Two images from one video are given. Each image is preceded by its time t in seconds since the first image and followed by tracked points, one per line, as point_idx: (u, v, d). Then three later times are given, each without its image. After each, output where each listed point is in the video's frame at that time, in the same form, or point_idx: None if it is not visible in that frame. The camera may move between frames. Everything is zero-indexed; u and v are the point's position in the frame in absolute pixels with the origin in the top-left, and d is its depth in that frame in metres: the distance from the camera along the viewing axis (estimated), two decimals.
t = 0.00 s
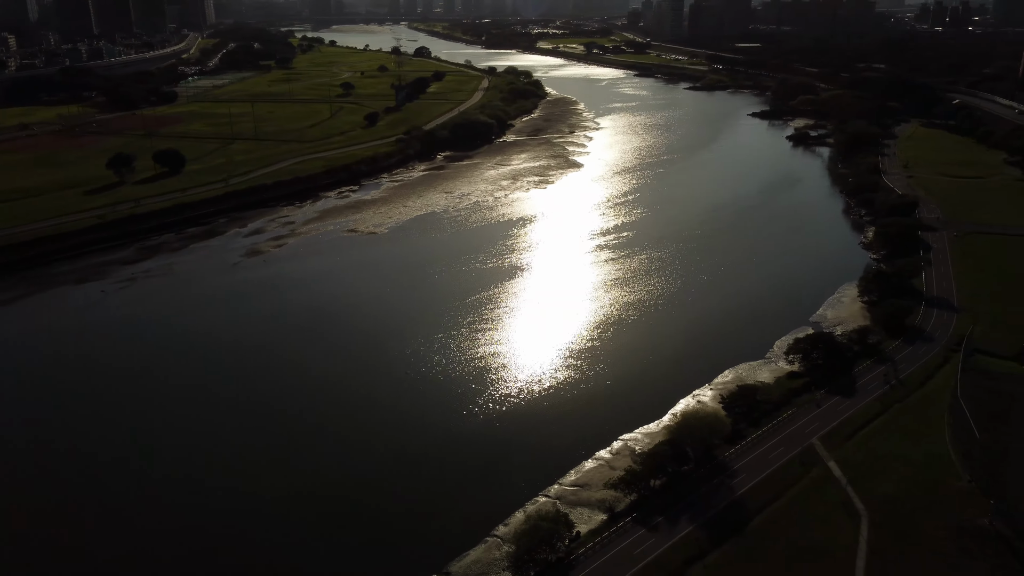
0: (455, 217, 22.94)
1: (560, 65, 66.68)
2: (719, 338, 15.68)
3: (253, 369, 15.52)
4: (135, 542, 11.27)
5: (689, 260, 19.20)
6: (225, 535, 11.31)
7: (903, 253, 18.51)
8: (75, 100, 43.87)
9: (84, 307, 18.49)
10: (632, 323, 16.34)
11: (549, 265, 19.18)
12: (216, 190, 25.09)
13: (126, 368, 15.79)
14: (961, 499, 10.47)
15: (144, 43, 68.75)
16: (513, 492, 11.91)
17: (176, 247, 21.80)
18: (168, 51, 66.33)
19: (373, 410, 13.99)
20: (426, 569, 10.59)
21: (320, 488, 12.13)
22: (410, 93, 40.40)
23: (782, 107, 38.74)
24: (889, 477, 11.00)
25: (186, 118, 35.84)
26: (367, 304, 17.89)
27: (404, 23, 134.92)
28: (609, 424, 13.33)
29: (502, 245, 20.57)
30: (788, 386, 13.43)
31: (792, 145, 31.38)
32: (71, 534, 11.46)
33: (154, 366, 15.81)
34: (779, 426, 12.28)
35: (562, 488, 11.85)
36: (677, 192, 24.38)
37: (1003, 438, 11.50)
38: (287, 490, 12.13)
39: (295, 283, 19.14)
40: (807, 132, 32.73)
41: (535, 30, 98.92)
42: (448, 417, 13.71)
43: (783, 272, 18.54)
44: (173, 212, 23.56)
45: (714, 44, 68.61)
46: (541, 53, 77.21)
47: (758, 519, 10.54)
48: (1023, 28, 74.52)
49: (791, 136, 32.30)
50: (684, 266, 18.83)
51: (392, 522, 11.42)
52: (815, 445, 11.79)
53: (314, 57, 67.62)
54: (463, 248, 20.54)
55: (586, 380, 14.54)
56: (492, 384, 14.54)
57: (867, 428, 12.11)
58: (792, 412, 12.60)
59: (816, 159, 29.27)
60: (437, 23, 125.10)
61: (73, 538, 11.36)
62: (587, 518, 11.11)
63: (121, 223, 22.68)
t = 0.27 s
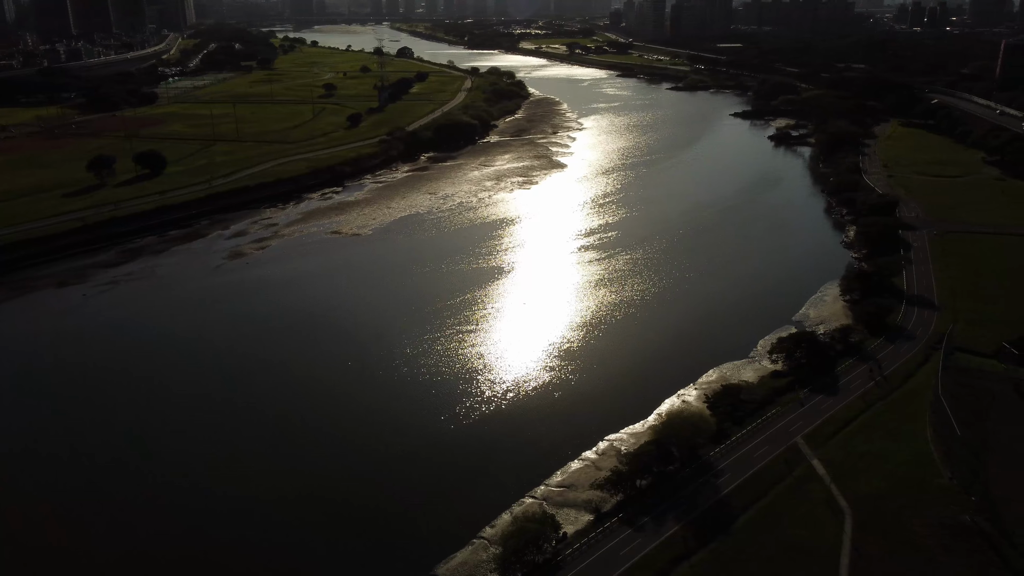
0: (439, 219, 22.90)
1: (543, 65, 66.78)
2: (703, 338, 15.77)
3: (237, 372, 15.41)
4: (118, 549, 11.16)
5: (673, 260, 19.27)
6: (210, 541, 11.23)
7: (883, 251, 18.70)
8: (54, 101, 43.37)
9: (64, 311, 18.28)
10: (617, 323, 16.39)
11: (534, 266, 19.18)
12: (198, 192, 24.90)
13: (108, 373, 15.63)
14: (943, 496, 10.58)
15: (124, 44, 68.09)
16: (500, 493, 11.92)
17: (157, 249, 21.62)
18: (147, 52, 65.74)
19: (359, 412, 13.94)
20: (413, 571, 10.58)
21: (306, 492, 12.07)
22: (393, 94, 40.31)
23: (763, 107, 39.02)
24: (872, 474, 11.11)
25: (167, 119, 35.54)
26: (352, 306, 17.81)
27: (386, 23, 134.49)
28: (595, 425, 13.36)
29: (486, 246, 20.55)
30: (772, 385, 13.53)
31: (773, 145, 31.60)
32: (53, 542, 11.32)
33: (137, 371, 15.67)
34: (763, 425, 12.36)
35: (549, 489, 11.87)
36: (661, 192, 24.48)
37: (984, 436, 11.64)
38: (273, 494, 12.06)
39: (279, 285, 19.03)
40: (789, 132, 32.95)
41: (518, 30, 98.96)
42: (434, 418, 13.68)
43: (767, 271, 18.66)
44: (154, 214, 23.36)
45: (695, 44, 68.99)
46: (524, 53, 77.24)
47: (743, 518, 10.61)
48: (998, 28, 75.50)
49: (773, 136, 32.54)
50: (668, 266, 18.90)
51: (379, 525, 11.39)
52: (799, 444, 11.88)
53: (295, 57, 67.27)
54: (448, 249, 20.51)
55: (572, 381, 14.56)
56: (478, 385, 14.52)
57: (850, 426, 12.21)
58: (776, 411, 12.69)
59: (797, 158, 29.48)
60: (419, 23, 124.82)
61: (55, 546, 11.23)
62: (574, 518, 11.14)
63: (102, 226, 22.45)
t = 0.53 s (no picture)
0: (435, 220, 22.88)
1: (539, 65, 66.80)
2: (699, 338, 15.78)
3: (233, 374, 15.38)
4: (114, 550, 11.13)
5: (669, 260, 19.27)
6: (206, 542, 11.21)
7: (879, 251, 18.73)
8: (48, 102, 43.26)
9: (60, 312, 18.23)
10: (613, 324, 16.39)
11: (531, 267, 19.18)
12: (194, 193, 24.85)
13: (104, 374, 15.59)
14: (939, 496, 10.61)
15: (119, 44, 67.94)
16: (497, 494, 11.91)
17: (153, 251, 21.58)
18: (143, 52, 65.60)
19: (356, 414, 13.92)
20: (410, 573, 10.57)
21: (303, 493, 12.05)
22: (389, 94, 40.28)
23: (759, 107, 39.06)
24: (868, 475, 11.13)
25: (162, 120, 35.47)
26: (349, 307, 17.78)
27: (382, 23, 134.38)
28: (592, 426, 13.35)
29: (482, 247, 20.54)
30: (768, 386, 13.54)
31: (770, 145, 31.62)
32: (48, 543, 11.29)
33: (133, 372, 15.63)
34: (760, 426, 12.38)
35: (546, 490, 11.87)
36: (657, 193, 24.49)
37: (979, 436, 11.68)
38: (270, 495, 12.05)
39: (275, 286, 19.01)
40: (784, 132, 32.99)
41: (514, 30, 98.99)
42: (431, 420, 13.67)
43: (763, 272, 18.68)
44: (150, 215, 23.31)
45: (691, 44, 69.05)
46: (520, 53, 77.17)
47: (740, 518, 10.62)
48: (992, 29, 75.76)
49: (769, 136, 32.58)
50: (665, 267, 18.90)
51: (376, 526, 11.38)
52: (795, 445, 11.90)
53: (291, 57, 67.20)
54: (444, 250, 20.50)
55: (568, 382, 14.55)
56: (475, 387, 14.51)
57: (846, 427, 12.23)
58: (773, 412, 12.70)
59: (793, 159, 29.54)
60: (415, 23, 124.73)
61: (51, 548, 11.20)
62: (571, 519, 11.15)
63: (98, 227, 22.40)
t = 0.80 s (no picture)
0: (434, 226, 22.86)
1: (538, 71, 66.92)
2: (699, 345, 15.74)
3: (232, 380, 15.34)
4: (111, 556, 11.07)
5: (669, 267, 19.24)
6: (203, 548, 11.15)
7: (879, 258, 18.71)
8: (48, 108, 43.30)
9: (58, 319, 18.21)
10: (613, 331, 16.36)
11: (530, 273, 19.15)
12: (193, 199, 24.85)
13: (102, 380, 15.55)
14: (938, 503, 10.57)
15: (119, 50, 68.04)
16: (496, 500, 11.87)
17: (152, 257, 21.58)
18: (142, 58, 65.67)
19: (355, 420, 13.87)
20: None
21: (301, 499, 12.00)
22: (388, 100, 40.31)
23: (758, 113, 39.10)
24: (868, 482, 11.10)
25: (162, 126, 35.50)
26: (348, 314, 17.75)
27: (382, 29, 134.55)
28: (590, 433, 13.31)
29: (482, 254, 20.51)
30: (767, 393, 13.51)
31: (769, 151, 31.63)
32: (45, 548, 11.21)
33: (131, 377, 15.59)
34: (759, 433, 12.35)
35: (545, 498, 11.82)
36: (657, 199, 24.48)
37: (978, 443, 11.65)
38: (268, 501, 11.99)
39: (274, 292, 18.98)
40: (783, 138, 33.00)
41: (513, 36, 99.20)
42: (430, 426, 13.62)
43: (763, 278, 18.64)
44: (149, 222, 23.31)
45: (690, 50, 69.12)
46: (519, 59, 77.27)
47: (740, 526, 10.58)
48: (989, 35, 75.94)
49: (768, 143, 32.59)
50: (664, 273, 18.87)
51: (374, 532, 11.32)
52: (795, 452, 11.87)
53: (291, 63, 67.28)
54: (443, 257, 20.48)
55: (568, 388, 14.51)
56: (474, 393, 14.46)
57: (846, 434, 12.20)
58: (772, 419, 12.67)
59: (792, 165, 29.54)
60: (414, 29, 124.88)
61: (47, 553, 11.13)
62: (571, 528, 11.12)
63: (97, 233, 22.38)
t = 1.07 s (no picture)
0: (434, 240, 22.88)
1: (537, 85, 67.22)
2: (699, 360, 15.70)
3: (231, 394, 15.30)
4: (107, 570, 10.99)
5: (668, 281, 19.23)
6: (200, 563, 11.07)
7: (878, 272, 18.72)
8: (49, 122, 43.44)
9: (58, 333, 18.19)
10: (612, 345, 16.33)
11: (529, 287, 19.15)
12: (192, 213, 24.89)
13: (100, 394, 15.50)
14: (938, 519, 10.53)
15: (120, 64, 68.37)
16: (496, 515, 11.80)
17: (152, 271, 21.59)
18: (143, 73, 65.96)
19: (354, 434, 13.81)
20: None
21: (300, 512, 11.93)
22: (388, 115, 40.46)
23: (756, 128, 39.24)
24: (868, 497, 11.04)
25: (162, 141, 35.61)
26: (347, 328, 17.72)
27: (382, 44, 135.27)
28: (589, 448, 13.25)
29: (481, 268, 20.52)
30: (767, 408, 13.47)
31: (767, 165, 31.72)
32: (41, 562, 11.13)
33: (130, 391, 15.55)
34: (759, 448, 12.31)
35: (545, 514, 11.75)
36: (656, 213, 24.51)
37: (978, 458, 11.61)
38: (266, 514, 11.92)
39: (273, 307, 18.97)
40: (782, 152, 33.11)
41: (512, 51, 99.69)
42: (430, 440, 13.56)
43: (762, 292, 18.63)
44: (149, 236, 23.35)
45: (688, 65, 69.44)
46: (518, 73, 77.63)
47: (740, 542, 10.53)
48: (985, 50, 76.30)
49: (766, 157, 32.69)
50: (664, 287, 18.86)
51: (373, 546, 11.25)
52: (795, 468, 11.82)
53: (291, 78, 67.57)
54: (443, 271, 20.48)
55: (567, 403, 14.46)
56: (474, 408, 14.41)
57: (846, 450, 12.16)
58: (772, 434, 12.62)
59: (791, 179, 29.62)
60: (414, 44, 125.54)
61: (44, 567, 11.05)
62: (570, 545, 11.06)
63: (97, 248, 22.40)
